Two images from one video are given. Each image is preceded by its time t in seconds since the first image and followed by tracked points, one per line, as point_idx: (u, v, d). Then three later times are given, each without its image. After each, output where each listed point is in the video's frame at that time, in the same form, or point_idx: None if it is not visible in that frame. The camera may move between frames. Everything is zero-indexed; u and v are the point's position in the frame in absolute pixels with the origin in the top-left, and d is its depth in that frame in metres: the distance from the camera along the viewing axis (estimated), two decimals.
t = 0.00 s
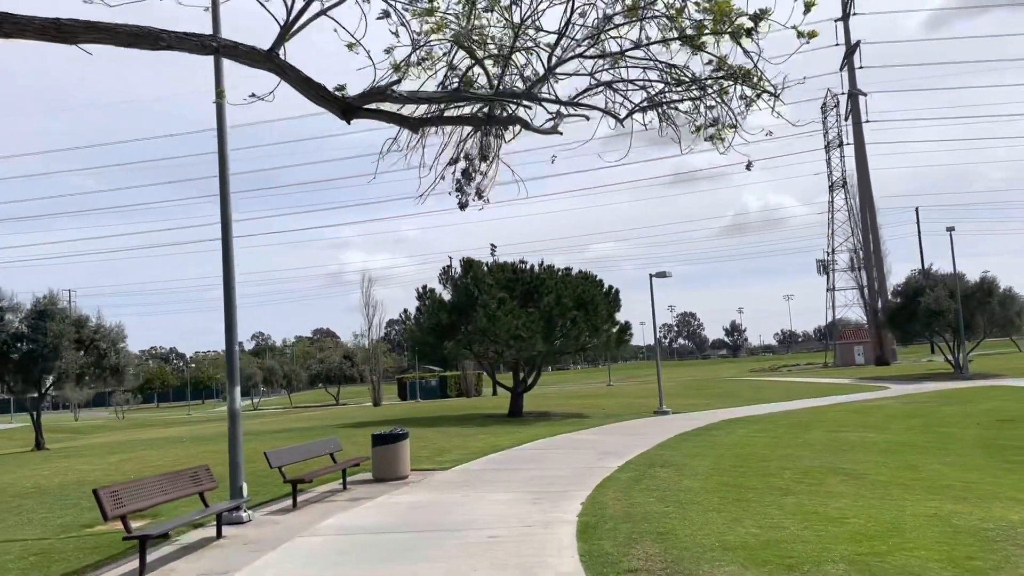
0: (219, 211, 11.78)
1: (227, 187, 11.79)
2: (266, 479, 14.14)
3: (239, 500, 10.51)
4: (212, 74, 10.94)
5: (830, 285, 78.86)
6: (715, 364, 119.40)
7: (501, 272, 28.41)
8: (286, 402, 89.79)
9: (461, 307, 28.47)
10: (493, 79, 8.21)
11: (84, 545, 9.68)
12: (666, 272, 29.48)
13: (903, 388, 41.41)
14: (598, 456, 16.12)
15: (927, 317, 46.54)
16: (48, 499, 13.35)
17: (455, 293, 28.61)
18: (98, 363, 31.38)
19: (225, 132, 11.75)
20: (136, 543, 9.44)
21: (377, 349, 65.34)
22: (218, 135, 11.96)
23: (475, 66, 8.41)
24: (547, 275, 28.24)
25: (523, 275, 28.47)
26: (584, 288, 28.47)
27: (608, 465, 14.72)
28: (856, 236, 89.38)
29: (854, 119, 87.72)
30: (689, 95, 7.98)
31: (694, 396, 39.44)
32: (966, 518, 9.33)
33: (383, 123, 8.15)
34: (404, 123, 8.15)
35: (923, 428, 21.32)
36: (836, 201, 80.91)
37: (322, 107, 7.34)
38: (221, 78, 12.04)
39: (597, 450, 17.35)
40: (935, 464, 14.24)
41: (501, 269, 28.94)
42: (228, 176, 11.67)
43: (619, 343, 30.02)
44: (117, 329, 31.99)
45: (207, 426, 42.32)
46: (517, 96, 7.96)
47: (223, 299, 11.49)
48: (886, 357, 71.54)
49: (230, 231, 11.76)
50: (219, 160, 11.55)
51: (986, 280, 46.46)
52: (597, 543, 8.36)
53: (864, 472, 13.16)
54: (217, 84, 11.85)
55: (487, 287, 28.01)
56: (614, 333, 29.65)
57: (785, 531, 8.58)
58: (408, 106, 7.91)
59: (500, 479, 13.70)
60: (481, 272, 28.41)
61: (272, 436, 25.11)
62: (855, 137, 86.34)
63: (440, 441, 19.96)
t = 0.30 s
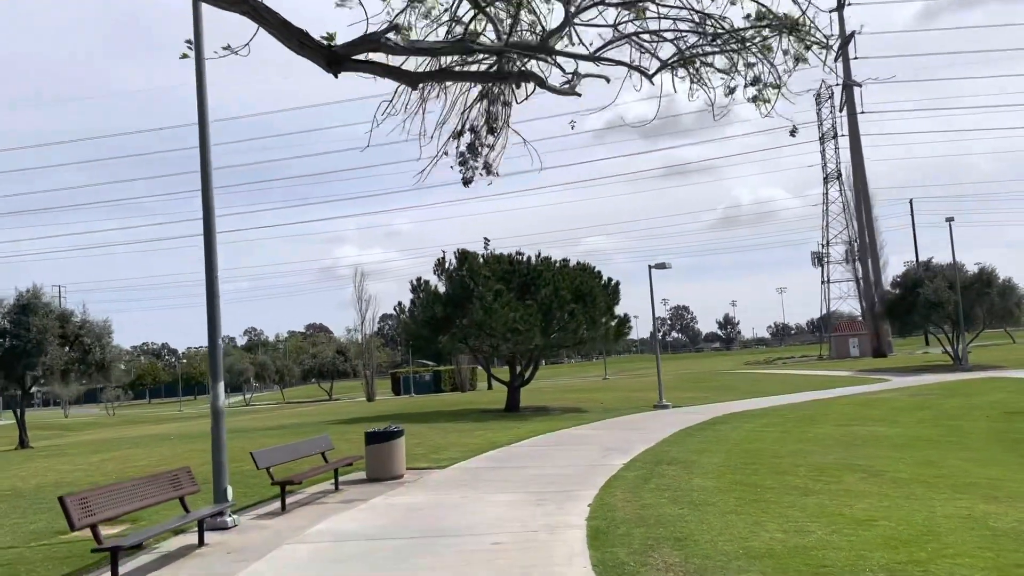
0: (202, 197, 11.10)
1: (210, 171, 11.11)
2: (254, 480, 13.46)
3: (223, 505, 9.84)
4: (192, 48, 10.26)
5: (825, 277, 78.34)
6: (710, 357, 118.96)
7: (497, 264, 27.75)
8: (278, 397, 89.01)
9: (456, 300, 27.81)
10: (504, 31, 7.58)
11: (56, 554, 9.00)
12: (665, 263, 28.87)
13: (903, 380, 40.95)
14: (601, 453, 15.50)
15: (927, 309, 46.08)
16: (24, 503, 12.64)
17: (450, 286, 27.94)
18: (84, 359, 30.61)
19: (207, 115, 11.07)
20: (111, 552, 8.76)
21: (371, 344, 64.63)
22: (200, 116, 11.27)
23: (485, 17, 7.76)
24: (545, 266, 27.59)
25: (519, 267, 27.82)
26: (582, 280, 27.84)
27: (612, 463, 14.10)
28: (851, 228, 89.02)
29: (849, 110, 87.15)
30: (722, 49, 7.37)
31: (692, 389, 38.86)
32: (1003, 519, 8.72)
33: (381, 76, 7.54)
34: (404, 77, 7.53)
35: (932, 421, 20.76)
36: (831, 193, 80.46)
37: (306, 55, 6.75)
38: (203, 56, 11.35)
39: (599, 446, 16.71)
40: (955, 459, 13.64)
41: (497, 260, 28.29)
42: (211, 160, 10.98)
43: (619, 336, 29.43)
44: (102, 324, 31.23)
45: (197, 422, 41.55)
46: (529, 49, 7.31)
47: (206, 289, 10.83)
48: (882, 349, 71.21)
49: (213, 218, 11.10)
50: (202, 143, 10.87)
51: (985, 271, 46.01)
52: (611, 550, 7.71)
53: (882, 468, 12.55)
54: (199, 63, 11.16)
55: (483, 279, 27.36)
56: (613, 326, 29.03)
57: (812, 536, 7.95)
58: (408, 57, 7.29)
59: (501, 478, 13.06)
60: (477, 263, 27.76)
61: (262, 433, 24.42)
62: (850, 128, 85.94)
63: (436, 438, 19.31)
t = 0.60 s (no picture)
0: (181, 180, 10.42)
1: (190, 153, 10.43)
2: (241, 480, 12.79)
3: (204, 509, 9.19)
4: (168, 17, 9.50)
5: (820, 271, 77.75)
6: (705, 351, 118.52)
7: (494, 255, 27.08)
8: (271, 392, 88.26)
9: (452, 291, 27.16)
10: None
11: (21, 564, 8.31)
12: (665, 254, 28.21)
13: (902, 372, 40.46)
14: (604, 449, 14.87)
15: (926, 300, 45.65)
16: None
17: (445, 277, 27.25)
18: (68, 354, 29.84)
19: (186, 93, 10.38)
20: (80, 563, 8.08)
21: (364, 339, 63.96)
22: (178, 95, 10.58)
23: None
24: (542, 257, 26.90)
25: (516, 258, 27.13)
26: (580, 271, 27.15)
27: (617, 459, 13.46)
28: (846, 219, 88.67)
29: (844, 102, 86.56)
30: None
31: (691, 382, 38.29)
32: None
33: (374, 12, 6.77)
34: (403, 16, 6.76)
35: (941, 414, 20.20)
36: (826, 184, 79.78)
37: None
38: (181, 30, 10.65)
39: (602, 442, 16.10)
40: (973, 455, 13.08)
41: (493, 251, 27.58)
42: (190, 141, 10.29)
43: (618, 329, 28.75)
44: (86, 317, 30.47)
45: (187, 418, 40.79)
46: None
47: (186, 278, 10.15)
48: (880, 342, 70.83)
49: (193, 202, 10.42)
50: (180, 123, 10.18)
51: (985, 261, 45.55)
52: (625, 558, 7.07)
53: (901, 465, 11.94)
54: (178, 35, 10.44)
55: (479, 270, 26.66)
56: (611, 319, 28.37)
57: (843, 540, 7.33)
58: None
59: (501, 477, 12.43)
60: (473, 254, 27.05)
61: (252, 430, 23.73)
62: (845, 118, 85.64)
63: (431, 434, 18.67)
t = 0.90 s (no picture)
0: (161, 162, 9.75)
1: (170, 133, 9.77)
2: (228, 482, 12.15)
3: (186, 514, 8.55)
4: None
5: (814, 265, 77.34)
6: (699, 346, 118.09)
7: (491, 247, 26.45)
8: (263, 387, 87.49)
9: (448, 284, 26.53)
10: None
11: None
12: (665, 246, 27.61)
13: (903, 366, 39.98)
14: (609, 446, 14.25)
15: (926, 294, 45.29)
16: None
17: (441, 270, 26.59)
18: (52, 348, 29.08)
19: (166, 68, 9.72)
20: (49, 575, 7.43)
21: (357, 333, 63.32)
22: (158, 71, 9.91)
23: None
24: (541, 249, 26.26)
25: (514, 250, 26.48)
26: (579, 263, 26.52)
27: (624, 458, 12.85)
28: (842, 213, 88.25)
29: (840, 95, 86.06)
30: None
31: (689, 377, 37.70)
32: None
33: None
34: None
35: (951, 410, 19.65)
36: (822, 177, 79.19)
37: None
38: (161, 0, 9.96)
39: (605, 438, 15.49)
40: (995, 452, 12.50)
41: (490, 243, 26.91)
42: (171, 119, 9.63)
43: (618, 323, 28.12)
44: (71, 311, 29.71)
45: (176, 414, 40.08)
46: None
47: (166, 265, 9.48)
48: (877, 337, 70.52)
49: (174, 186, 9.78)
50: (160, 100, 9.51)
51: (985, 255, 45.14)
52: (645, 570, 6.46)
53: (924, 464, 11.36)
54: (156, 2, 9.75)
55: (476, 262, 26.00)
56: (610, 312, 27.74)
57: (881, 549, 6.74)
58: None
59: (503, 477, 11.80)
60: (469, 246, 26.38)
61: (242, 426, 23.03)
62: (841, 112, 85.22)
63: (427, 431, 18.01)
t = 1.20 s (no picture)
0: (141, 142, 9.06)
1: (149, 109, 9.08)
2: (216, 485, 11.51)
3: (168, 522, 7.93)
4: None
5: (810, 261, 76.74)
6: (693, 342, 117.62)
7: (488, 240, 25.77)
8: (255, 383, 86.61)
9: (444, 278, 25.86)
10: None
11: None
12: (667, 240, 27.01)
13: (903, 363, 39.48)
14: (615, 446, 13.64)
15: (927, 289, 44.92)
16: None
17: (437, 264, 25.93)
18: (37, 343, 28.33)
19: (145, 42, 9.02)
20: None
21: (350, 328, 62.56)
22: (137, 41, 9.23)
23: None
24: (540, 243, 25.62)
25: (512, 243, 25.79)
26: (579, 257, 25.89)
27: (632, 459, 12.24)
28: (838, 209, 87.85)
29: (836, 90, 85.56)
30: None
31: (688, 373, 37.10)
32: None
33: None
34: None
35: (963, 408, 19.08)
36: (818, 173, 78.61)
37: None
38: None
39: (610, 438, 14.88)
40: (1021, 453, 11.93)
41: (487, 236, 26.25)
42: (151, 95, 8.95)
43: (618, 317, 27.47)
44: (57, 305, 28.98)
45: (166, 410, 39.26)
46: None
47: (146, 253, 8.82)
48: (875, 333, 70.08)
49: (155, 166, 9.12)
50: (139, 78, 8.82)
51: (987, 250, 44.77)
52: None
53: (950, 466, 10.77)
54: None
55: (473, 256, 25.34)
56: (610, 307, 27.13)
57: (931, 564, 6.13)
58: None
59: (506, 479, 11.18)
60: (466, 239, 25.72)
61: (231, 424, 22.33)
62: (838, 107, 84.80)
63: (424, 430, 17.35)
